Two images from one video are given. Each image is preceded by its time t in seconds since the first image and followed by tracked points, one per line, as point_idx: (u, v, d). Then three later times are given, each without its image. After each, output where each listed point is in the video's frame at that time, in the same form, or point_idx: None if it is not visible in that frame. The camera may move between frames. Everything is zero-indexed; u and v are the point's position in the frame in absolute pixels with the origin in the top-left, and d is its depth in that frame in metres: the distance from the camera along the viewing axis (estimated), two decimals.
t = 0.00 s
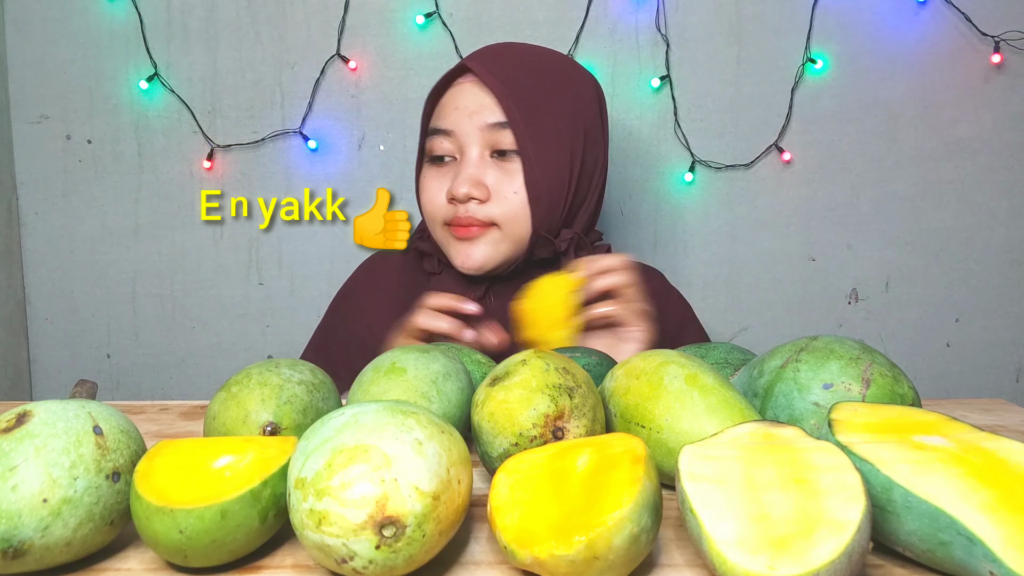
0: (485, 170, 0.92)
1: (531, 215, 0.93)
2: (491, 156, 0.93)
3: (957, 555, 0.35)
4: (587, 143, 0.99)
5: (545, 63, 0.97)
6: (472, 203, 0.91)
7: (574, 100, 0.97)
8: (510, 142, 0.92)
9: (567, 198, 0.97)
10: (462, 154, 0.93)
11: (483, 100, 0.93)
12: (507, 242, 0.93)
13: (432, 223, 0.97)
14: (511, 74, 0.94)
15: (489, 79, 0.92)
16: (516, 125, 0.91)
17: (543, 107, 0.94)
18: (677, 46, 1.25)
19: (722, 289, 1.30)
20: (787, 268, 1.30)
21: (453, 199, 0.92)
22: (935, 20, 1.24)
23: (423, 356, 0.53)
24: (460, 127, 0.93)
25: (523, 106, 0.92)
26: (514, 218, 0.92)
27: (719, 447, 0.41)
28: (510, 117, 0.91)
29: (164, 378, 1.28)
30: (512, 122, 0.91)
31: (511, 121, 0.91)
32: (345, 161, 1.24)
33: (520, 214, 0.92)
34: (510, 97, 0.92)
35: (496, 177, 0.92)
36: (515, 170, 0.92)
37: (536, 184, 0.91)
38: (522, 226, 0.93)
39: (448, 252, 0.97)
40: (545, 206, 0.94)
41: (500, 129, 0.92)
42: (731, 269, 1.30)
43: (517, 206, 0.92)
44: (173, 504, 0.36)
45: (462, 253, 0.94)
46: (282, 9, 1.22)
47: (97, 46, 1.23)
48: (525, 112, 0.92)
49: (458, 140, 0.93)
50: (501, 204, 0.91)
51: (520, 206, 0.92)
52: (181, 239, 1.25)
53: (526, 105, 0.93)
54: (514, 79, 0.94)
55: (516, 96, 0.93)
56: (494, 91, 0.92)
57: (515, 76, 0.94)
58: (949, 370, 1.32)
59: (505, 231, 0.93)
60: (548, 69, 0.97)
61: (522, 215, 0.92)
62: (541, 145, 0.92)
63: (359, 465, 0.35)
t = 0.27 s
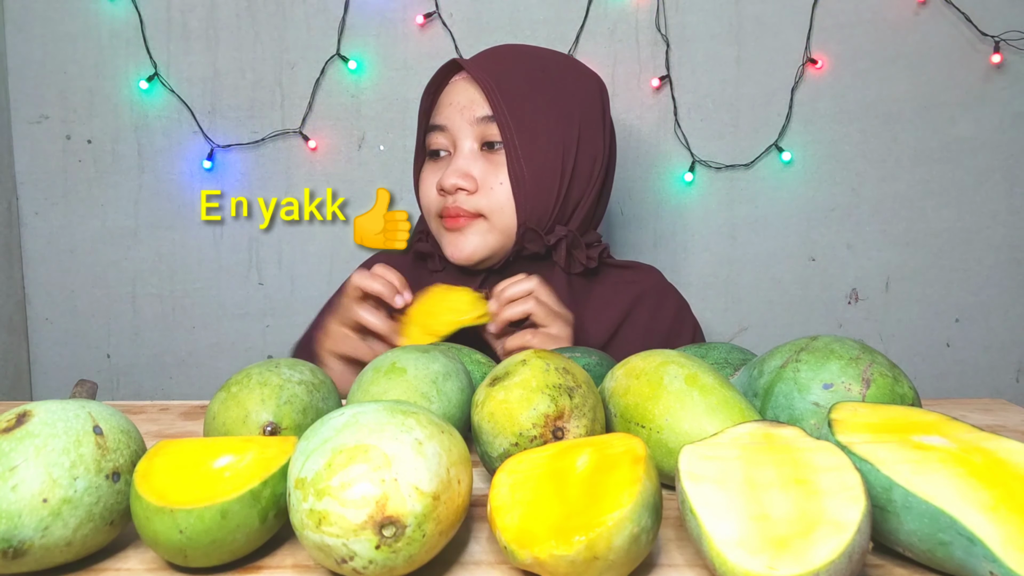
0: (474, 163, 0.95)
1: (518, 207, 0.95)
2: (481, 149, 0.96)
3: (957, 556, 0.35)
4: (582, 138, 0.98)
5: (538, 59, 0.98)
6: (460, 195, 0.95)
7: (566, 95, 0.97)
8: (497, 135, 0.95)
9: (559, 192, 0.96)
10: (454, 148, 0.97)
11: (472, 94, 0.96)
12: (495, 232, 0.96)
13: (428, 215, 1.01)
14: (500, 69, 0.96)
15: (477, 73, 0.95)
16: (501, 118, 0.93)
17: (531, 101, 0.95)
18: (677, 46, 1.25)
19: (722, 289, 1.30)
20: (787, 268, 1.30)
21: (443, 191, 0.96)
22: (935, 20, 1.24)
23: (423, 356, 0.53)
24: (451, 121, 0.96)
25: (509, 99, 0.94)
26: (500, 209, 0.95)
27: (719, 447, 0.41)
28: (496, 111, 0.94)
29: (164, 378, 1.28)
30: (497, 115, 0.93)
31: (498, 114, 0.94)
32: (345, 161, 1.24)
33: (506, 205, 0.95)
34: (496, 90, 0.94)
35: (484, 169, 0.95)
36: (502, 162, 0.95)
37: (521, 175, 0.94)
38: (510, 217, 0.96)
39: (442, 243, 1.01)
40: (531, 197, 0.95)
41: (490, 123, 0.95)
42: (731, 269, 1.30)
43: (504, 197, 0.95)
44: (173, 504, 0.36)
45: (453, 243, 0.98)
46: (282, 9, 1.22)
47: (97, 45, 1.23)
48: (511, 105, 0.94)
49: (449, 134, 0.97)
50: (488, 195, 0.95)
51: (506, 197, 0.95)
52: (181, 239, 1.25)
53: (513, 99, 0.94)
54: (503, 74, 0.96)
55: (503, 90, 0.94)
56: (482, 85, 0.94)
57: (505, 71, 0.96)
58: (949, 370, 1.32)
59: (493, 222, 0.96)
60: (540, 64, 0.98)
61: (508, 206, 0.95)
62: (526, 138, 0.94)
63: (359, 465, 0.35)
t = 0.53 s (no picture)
0: (460, 151, 0.98)
1: (500, 196, 0.97)
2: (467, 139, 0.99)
3: (957, 556, 0.35)
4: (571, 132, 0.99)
5: (529, 52, 1.00)
6: (444, 181, 0.97)
7: (555, 88, 0.98)
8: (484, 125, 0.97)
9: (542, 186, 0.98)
10: (441, 136, 1.00)
11: (461, 84, 0.98)
12: (477, 221, 0.98)
13: (412, 201, 1.03)
14: (490, 61, 0.98)
15: (467, 63, 0.97)
16: (488, 108, 0.96)
17: (519, 92, 0.96)
18: (677, 46, 1.25)
19: (722, 289, 1.30)
20: (787, 269, 1.30)
21: (428, 177, 0.98)
22: (934, 20, 1.24)
23: (423, 356, 0.53)
24: (439, 109, 0.99)
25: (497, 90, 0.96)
26: (483, 198, 0.97)
27: (718, 447, 0.41)
28: (483, 101, 0.96)
29: (165, 378, 1.28)
30: (485, 105, 0.96)
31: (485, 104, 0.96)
32: (345, 161, 1.24)
33: (488, 194, 0.97)
34: (484, 81, 0.96)
35: (469, 158, 0.97)
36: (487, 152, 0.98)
37: (504, 165, 0.96)
38: (491, 206, 0.98)
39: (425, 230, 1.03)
40: (513, 187, 0.96)
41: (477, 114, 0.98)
42: (731, 269, 1.30)
43: (487, 186, 0.97)
44: (173, 504, 0.36)
45: (435, 230, 1.00)
46: (282, 9, 1.22)
47: (97, 46, 1.23)
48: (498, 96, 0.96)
49: (437, 123, 1.00)
50: (472, 183, 0.97)
51: (489, 187, 0.97)
52: (181, 239, 1.25)
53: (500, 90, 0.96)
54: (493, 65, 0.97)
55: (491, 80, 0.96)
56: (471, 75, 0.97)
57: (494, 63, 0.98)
58: (949, 370, 1.32)
59: (475, 211, 0.98)
60: (531, 57, 0.99)
61: (491, 195, 0.97)
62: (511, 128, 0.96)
63: (359, 465, 0.35)
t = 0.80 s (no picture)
0: (438, 145, 0.96)
1: (481, 189, 0.96)
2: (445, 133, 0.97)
3: (957, 556, 0.35)
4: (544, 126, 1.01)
5: (502, 50, 1.02)
6: (423, 174, 0.95)
7: (529, 84, 1.00)
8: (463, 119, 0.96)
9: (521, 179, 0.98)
10: (418, 131, 0.97)
11: (437, 79, 0.98)
12: (458, 215, 0.96)
13: (388, 199, 1.00)
14: (466, 56, 0.98)
15: (444, 58, 0.97)
16: (467, 101, 0.95)
17: (495, 86, 0.97)
18: (677, 46, 1.25)
19: (722, 289, 1.30)
20: (786, 269, 1.30)
21: (405, 171, 0.95)
22: (934, 20, 1.24)
23: (423, 356, 0.53)
24: (414, 104, 0.98)
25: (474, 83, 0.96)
26: (464, 191, 0.95)
27: (718, 447, 0.41)
28: (461, 94, 0.95)
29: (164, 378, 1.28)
30: (463, 98, 0.95)
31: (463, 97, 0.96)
32: (345, 161, 1.25)
33: (468, 186, 0.95)
34: (461, 74, 0.96)
35: (448, 151, 0.95)
36: (466, 145, 0.96)
37: (485, 157, 0.95)
38: (472, 199, 0.96)
39: (402, 228, 1.00)
40: (494, 179, 0.96)
41: (454, 108, 0.96)
42: (731, 269, 1.30)
43: (468, 178, 0.95)
44: (173, 504, 0.36)
45: (415, 226, 0.97)
46: (282, 8, 1.22)
47: (97, 45, 1.23)
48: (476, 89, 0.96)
49: (412, 118, 0.98)
50: (451, 176, 0.95)
51: (470, 179, 0.95)
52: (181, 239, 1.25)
53: (477, 84, 0.96)
54: (469, 60, 0.98)
55: (468, 74, 0.96)
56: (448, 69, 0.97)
57: (468, 59, 0.98)
58: (949, 370, 1.32)
59: (456, 204, 0.96)
60: (504, 55, 1.01)
61: (471, 188, 0.95)
62: (490, 120, 0.95)
63: (359, 465, 0.35)
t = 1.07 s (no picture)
0: (423, 143, 0.95)
1: (471, 183, 0.95)
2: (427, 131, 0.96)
3: (957, 556, 0.35)
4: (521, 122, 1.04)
5: (475, 52, 1.04)
6: (412, 174, 0.93)
7: (505, 83, 1.03)
8: (445, 116, 0.96)
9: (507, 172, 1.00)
10: (400, 132, 0.96)
11: (415, 79, 0.98)
12: (450, 211, 0.95)
13: (376, 204, 0.98)
14: (444, 56, 1.00)
15: (422, 57, 0.97)
16: (448, 97, 0.96)
17: (475, 84, 0.99)
18: (677, 46, 1.25)
19: (722, 289, 1.30)
20: (787, 269, 1.30)
21: (394, 172, 0.93)
22: (935, 20, 1.24)
23: (423, 356, 0.53)
24: (393, 105, 0.97)
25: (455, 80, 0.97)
26: (454, 187, 0.95)
27: (717, 447, 0.41)
28: (442, 91, 0.96)
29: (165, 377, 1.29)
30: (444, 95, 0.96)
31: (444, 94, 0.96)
32: (345, 161, 1.25)
33: (457, 182, 0.95)
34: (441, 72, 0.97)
35: (433, 148, 0.95)
36: (451, 142, 0.96)
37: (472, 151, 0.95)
38: (463, 194, 0.96)
39: (393, 231, 0.98)
40: (483, 172, 0.97)
41: (435, 105, 0.96)
42: (731, 269, 1.30)
43: (457, 174, 0.95)
44: (173, 504, 0.36)
45: (408, 228, 0.95)
46: (282, 9, 1.22)
47: (97, 45, 1.22)
48: (456, 86, 0.97)
49: (392, 119, 0.97)
50: (440, 173, 0.94)
51: (459, 174, 0.95)
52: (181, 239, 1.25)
53: (456, 80, 0.97)
54: (447, 59, 0.99)
55: (447, 72, 0.97)
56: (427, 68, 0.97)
57: (445, 57, 0.99)
58: (949, 370, 1.32)
59: (447, 201, 0.95)
60: (477, 55, 1.03)
61: (461, 183, 0.95)
62: (474, 114, 0.96)
63: (359, 465, 0.35)
